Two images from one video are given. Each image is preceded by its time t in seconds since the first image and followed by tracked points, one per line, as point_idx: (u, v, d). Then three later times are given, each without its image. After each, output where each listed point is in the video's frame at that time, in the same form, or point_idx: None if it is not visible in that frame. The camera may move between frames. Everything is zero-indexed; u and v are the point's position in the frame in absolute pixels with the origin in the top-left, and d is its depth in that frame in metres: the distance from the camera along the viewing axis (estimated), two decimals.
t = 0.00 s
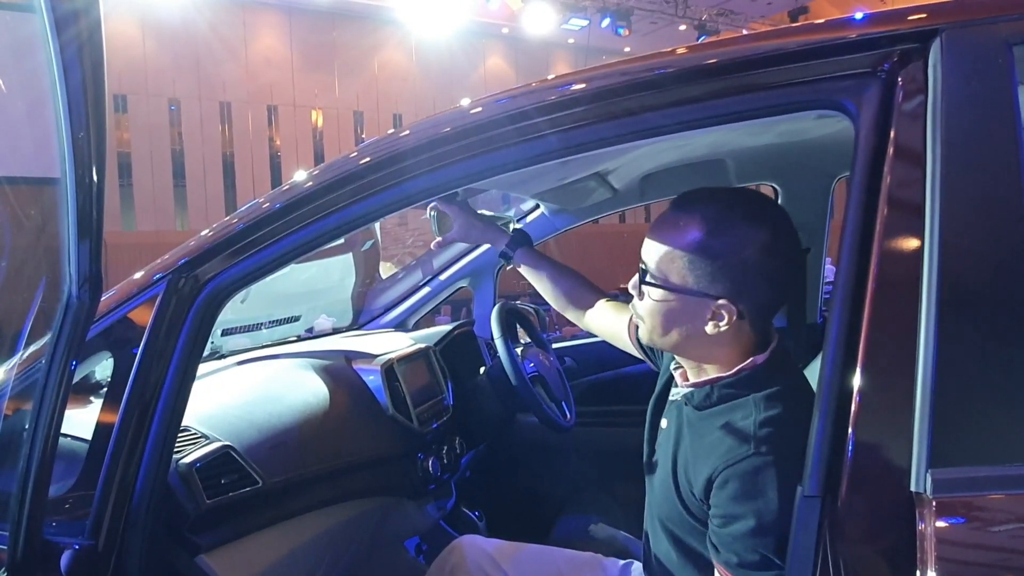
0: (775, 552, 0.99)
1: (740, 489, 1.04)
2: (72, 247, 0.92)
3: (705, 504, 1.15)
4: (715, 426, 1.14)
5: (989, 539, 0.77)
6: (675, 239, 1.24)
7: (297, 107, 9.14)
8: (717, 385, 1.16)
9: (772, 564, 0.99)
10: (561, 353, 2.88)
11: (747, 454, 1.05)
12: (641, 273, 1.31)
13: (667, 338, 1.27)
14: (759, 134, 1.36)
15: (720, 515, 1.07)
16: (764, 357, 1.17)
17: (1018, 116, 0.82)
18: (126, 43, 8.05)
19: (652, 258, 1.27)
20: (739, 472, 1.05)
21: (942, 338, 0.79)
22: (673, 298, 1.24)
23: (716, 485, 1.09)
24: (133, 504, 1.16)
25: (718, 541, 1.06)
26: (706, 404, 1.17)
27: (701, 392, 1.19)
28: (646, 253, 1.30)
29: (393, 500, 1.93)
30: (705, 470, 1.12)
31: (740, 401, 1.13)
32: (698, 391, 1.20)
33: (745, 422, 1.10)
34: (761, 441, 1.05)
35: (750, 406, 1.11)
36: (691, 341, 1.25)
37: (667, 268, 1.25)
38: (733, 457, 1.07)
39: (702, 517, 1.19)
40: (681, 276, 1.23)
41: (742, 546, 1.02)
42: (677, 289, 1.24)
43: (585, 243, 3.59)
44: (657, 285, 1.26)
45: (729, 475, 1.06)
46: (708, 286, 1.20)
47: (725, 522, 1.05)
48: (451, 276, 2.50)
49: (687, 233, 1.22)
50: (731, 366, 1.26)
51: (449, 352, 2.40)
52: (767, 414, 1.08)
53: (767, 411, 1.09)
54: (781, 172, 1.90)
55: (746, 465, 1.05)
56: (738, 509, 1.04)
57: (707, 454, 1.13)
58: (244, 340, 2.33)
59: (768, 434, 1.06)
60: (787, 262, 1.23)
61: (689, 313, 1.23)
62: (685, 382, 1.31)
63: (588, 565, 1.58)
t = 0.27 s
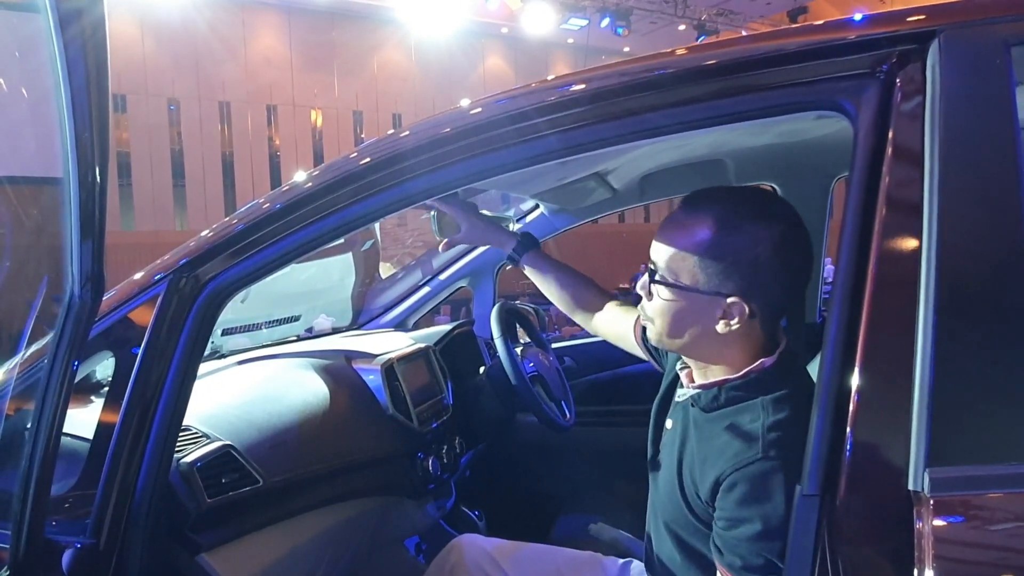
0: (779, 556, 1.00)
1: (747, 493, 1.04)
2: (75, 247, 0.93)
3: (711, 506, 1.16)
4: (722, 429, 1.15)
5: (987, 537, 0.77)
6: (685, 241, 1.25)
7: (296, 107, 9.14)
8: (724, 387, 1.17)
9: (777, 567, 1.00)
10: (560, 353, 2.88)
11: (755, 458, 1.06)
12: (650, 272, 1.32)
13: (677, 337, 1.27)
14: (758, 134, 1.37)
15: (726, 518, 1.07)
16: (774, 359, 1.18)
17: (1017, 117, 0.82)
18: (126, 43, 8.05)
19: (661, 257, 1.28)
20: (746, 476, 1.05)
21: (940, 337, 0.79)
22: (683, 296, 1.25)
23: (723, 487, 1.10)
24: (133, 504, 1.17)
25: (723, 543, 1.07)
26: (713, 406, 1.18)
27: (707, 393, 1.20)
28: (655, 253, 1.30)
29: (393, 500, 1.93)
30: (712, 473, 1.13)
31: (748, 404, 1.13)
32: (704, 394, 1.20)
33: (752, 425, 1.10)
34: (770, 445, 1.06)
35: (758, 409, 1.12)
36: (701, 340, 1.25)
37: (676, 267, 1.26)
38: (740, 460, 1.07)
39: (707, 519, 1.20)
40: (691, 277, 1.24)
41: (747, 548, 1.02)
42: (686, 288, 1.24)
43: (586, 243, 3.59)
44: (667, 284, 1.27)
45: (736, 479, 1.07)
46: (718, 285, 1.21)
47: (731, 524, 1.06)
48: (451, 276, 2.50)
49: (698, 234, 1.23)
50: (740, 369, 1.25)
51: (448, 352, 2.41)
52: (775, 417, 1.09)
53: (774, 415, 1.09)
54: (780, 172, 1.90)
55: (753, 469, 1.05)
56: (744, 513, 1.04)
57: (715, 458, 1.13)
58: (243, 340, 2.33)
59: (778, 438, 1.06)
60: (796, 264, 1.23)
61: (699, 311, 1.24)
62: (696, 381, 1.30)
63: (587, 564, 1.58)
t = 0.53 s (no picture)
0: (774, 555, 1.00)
1: (743, 492, 1.05)
2: (80, 246, 0.94)
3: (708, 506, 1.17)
4: (717, 429, 1.16)
5: (984, 534, 0.78)
6: (684, 242, 1.25)
7: (296, 107, 9.15)
8: (722, 385, 1.18)
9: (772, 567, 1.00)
10: (560, 353, 2.89)
11: (750, 458, 1.06)
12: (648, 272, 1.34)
13: (673, 335, 1.30)
14: (757, 135, 1.38)
15: (721, 517, 1.08)
16: (770, 359, 1.19)
17: (1013, 119, 0.83)
18: (125, 42, 8.05)
19: (658, 257, 1.30)
20: (741, 475, 1.06)
21: (937, 336, 0.80)
22: (679, 297, 1.27)
23: (718, 485, 1.10)
24: (136, 503, 1.18)
25: (719, 543, 1.07)
26: (711, 404, 1.19)
27: (705, 391, 1.21)
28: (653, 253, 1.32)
29: (393, 499, 1.94)
30: (708, 472, 1.13)
31: (745, 403, 1.15)
32: (703, 392, 1.21)
33: (749, 425, 1.11)
34: (765, 444, 1.07)
35: (755, 408, 1.13)
36: (696, 339, 1.28)
37: (672, 267, 1.27)
38: (735, 460, 1.08)
39: (704, 518, 1.20)
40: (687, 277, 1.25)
41: (742, 548, 1.03)
42: (681, 287, 1.26)
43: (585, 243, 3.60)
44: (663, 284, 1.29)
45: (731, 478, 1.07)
46: (711, 286, 1.23)
47: (726, 524, 1.06)
48: (451, 276, 2.51)
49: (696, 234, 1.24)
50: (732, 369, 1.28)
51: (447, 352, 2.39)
52: (770, 417, 1.10)
53: (769, 414, 1.10)
54: (779, 173, 1.91)
55: (749, 469, 1.06)
56: (739, 511, 1.04)
57: (711, 458, 1.14)
58: (243, 339, 2.33)
59: (774, 438, 1.07)
60: (797, 264, 1.23)
61: (693, 311, 1.26)
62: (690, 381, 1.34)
63: (586, 563, 1.59)
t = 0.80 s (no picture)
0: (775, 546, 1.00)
1: (744, 483, 1.06)
2: (86, 244, 0.95)
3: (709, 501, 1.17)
4: (720, 423, 1.17)
5: (982, 531, 0.79)
6: (681, 240, 1.26)
7: (296, 106, 9.15)
8: (723, 381, 1.20)
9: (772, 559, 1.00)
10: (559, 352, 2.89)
11: (752, 449, 1.08)
12: (656, 274, 1.32)
13: (691, 335, 1.28)
14: (756, 135, 1.39)
15: (722, 509, 1.08)
16: (769, 354, 1.22)
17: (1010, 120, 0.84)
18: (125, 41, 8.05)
19: (669, 258, 1.28)
20: (743, 467, 1.07)
21: (934, 334, 0.81)
22: (695, 295, 1.25)
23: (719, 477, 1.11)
24: (140, 498, 1.18)
25: (719, 535, 1.07)
26: (712, 400, 1.21)
27: (707, 389, 1.22)
28: (660, 254, 1.30)
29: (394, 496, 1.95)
30: (711, 465, 1.14)
31: (744, 399, 1.16)
32: (703, 389, 1.23)
33: (749, 418, 1.13)
34: (766, 436, 1.08)
35: (755, 402, 1.14)
36: (713, 336, 1.26)
37: (685, 266, 1.25)
38: (738, 451, 1.10)
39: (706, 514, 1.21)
40: (700, 274, 1.24)
41: (742, 539, 1.03)
42: (699, 285, 1.24)
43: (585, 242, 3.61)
44: (677, 284, 1.27)
45: (734, 469, 1.08)
46: (714, 277, 1.23)
47: (727, 515, 1.07)
48: (451, 275, 2.52)
49: (694, 232, 1.24)
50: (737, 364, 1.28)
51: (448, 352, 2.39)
52: (771, 409, 1.11)
53: (770, 407, 1.12)
54: (778, 173, 1.92)
55: (751, 460, 1.07)
56: (740, 502, 1.05)
57: (714, 451, 1.15)
58: (243, 338, 2.34)
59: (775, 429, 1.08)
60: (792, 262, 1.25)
61: (712, 307, 1.25)
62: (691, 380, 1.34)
63: (586, 561, 1.59)
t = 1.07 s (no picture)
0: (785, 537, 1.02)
1: (759, 475, 1.07)
2: (93, 243, 0.96)
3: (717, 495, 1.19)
4: (729, 418, 1.19)
5: (981, 528, 0.79)
6: (689, 241, 1.25)
7: (295, 106, 9.16)
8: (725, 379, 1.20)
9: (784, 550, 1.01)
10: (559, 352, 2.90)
11: (766, 441, 1.09)
12: (695, 278, 1.25)
13: (741, 336, 1.24)
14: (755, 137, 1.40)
15: (734, 501, 1.10)
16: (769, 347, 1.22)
17: (1007, 121, 0.85)
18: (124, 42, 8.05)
19: (713, 259, 1.23)
20: (758, 459, 1.08)
21: (932, 334, 0.82)
22: (747, 294, 1.23)
23: (732, 470, 1.12)
24: (144, 496, 1.19)
25: (729, 525, 1.09)
26: (717, 399, 1.21)
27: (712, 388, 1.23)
28: (698, 256, 1.24)
29: (397, 495, 1.96)
30: (723, 459, 1.15)
31: (751, 394, 1.17)
32: (706, 388, 1.24)
33: (759, 412, 1.14)
34: (779, 428, 1.09)
35: (762, 397, 1.15)
36: (753, 334, 1.26)
37: (734, 265, 1.22)
38: (753, 443, 1.11)
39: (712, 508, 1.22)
40: (751, 272, 1.23)
41: (754, 531, 1.04)
42: (748, 283, 1.22)
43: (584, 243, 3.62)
44: (732, 285, 1.22)
45: (749, 461, 1.09)
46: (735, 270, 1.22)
47: (739, 507, 1.08)
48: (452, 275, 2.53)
49: (693, 232, 1.25)
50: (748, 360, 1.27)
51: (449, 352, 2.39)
52: (780, 402, 1.13)
53: (779, 400, 1.13)
54: (777, 174, 1.93)
55: (766, 452, 1.08)
56: (754, 493, 1.06)
57: (726, 445, 1.16)
58: (244, 339, 2.34)
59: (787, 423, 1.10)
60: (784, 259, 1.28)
61: (757, 304, 1.24)
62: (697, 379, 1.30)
63: (586, 559, 1.60)
